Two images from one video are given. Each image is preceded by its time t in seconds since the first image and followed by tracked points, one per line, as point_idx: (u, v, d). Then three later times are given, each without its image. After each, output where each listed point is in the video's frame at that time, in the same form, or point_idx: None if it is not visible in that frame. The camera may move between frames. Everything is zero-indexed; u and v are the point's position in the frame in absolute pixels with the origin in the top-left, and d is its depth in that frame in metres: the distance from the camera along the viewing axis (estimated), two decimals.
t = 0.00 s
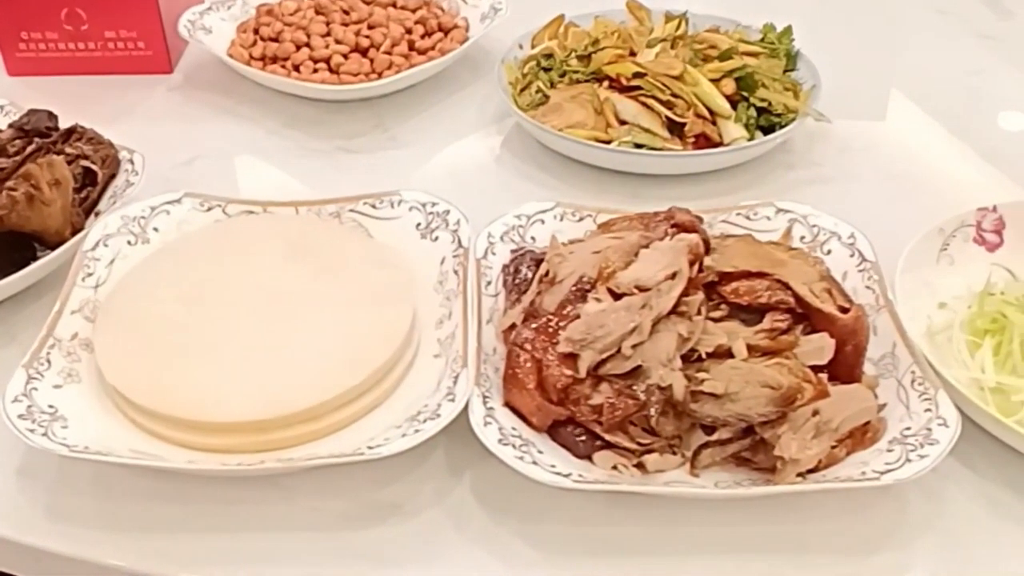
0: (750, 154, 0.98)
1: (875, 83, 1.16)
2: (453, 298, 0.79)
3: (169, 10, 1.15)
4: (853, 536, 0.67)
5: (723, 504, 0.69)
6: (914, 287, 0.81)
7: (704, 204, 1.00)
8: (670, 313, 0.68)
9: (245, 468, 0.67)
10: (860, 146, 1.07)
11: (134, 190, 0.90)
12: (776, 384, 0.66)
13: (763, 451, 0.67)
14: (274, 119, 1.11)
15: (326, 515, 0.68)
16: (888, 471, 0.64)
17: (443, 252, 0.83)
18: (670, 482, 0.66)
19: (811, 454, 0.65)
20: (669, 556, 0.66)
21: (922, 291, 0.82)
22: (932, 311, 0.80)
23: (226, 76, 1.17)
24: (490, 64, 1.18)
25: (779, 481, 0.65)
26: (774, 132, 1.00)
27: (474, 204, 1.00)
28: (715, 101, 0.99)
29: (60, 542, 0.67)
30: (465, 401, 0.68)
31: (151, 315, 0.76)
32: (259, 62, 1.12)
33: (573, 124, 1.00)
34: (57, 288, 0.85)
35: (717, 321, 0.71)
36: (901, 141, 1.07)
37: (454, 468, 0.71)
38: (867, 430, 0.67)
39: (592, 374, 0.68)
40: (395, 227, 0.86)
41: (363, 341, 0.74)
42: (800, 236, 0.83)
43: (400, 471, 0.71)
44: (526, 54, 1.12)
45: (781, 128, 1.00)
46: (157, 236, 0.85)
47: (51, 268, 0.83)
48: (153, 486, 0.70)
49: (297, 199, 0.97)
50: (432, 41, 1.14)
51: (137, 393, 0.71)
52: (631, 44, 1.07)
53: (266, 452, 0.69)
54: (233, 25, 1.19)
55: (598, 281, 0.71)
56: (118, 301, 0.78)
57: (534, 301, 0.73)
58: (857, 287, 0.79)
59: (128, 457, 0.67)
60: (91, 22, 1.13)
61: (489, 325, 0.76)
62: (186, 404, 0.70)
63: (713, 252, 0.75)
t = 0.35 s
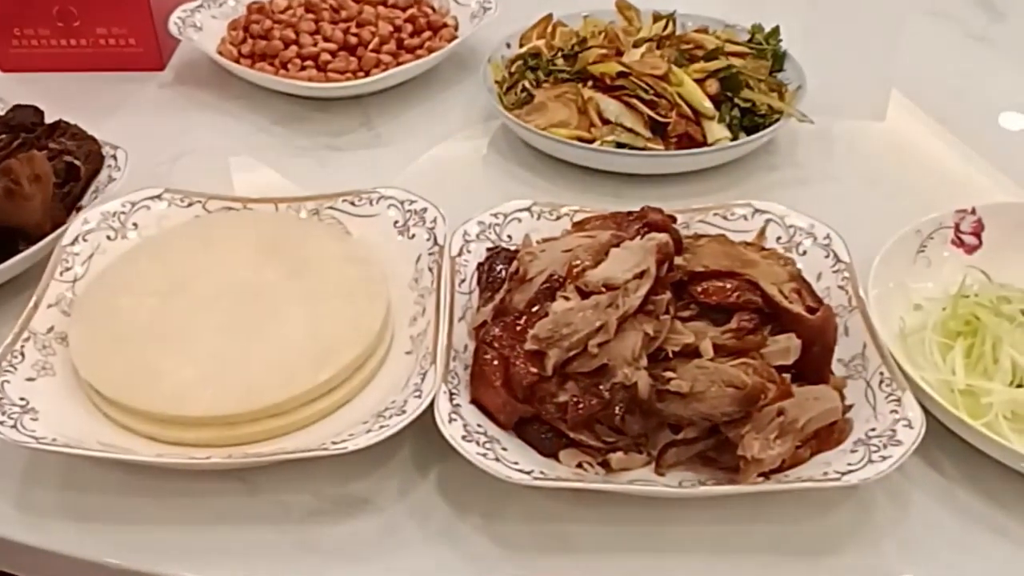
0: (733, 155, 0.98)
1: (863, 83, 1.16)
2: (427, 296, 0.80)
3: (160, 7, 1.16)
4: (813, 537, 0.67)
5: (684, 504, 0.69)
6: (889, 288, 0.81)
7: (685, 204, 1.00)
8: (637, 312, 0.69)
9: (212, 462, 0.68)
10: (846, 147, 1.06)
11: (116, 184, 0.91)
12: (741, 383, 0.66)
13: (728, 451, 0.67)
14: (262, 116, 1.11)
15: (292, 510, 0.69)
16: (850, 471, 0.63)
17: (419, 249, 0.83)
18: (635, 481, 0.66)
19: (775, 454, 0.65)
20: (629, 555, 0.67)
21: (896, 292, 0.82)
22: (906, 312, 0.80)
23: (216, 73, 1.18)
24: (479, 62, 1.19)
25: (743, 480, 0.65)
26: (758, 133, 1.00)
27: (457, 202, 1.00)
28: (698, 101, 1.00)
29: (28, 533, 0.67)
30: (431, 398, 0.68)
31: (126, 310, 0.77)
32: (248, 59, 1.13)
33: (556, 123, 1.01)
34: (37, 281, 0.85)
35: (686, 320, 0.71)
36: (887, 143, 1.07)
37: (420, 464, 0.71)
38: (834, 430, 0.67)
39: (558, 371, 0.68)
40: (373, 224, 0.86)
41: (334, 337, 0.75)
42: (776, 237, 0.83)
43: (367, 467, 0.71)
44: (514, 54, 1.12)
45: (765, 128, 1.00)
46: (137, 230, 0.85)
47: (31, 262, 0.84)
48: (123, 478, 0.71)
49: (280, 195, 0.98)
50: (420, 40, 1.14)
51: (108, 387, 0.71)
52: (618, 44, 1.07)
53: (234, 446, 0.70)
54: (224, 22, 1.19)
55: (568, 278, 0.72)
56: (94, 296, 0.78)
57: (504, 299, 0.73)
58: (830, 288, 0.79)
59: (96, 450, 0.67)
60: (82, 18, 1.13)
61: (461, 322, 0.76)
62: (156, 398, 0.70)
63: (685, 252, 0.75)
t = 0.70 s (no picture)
0: (717, 155, 0.98)
1: (853, 84, 1.16)
2: (403, 293, 0.80)
3: (152, 4, 1.17)
4: (780, 536, 0.68)
5: (651, 502, 0.70)
6: (866, 288, 0.81)
7: (668, 204, 1.00)
8: (608, 312, 0.69)
9: (184, 457, 0.69)
10: (832, 147, 1.07)
11: (100, 181, 0.92)
12: (709, 383, 0.66)
13: (696, 450, 0.67)
14: (251, 113, 1.12)
15: (262, 504, 0.69)
16: (815, 471, 0.63)
17: (398, 248, 0.84)
18: (602, 479, 0.67)
19: (741, 454, 0.65)
20: (597, 554, 0.67)
21: (873, 294, 0.82)
22: (883, 314, 0.80)
23: (207, 71, 1.19)
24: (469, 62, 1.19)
25: (709, 480, 0.65)
26: (742, 133, 1.00)
27: (441, 200, 1.00)
28: (683, 101, 1.00)
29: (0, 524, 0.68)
30: (400, 394, 0.68)
31: (103, 304, 0.78)
32: (238, 57, 1.13)
33: (541, 123, 1.01)
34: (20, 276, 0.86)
35: (658, 320, 0.71)
36: (873, 145, 1.07)
37: (391, 461, 0.72)
38: (802, 430, 0.67)
39: (528, 370, 0.69)
40: (353, 222, 0.87)
41: (308, 334, 0.75)
42: (754, 237, 0.83)
43: (339, 462, 0.72)
44: (502, 53, 1.12)
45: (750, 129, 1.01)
46: (119, 226, 0.86)
47: (13, 256, 0.85)
48: (96, 472, 0.71)
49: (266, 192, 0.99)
50: (410, 39, 1.15)
51: (83, 381, 0.72)
52: (605, 44, 1.08)
53: (207, 441, 0.71)
54: (216, 20, 1.20)
55: (540, 277, 0.72)
56: (73, 290, 0.79)
57: (477, 297, 0.73)
58: (806, 288, 0.79)
59: (68, 444, 0.68)
60: (74, 15, 1.14)
61: (436, 320, 0.77)
62: (129, 393, 0.71)
63: (660, 251, 0.75)
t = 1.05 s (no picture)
0: (700, 155, 0.98)
1: (842, 85, 1.15)
2: (378, 290, 0.80)
3: (144, 1, 1.17)
4: (745, 535, 0.67)
5: (618, 500, 0.70)
6: (841, 288, 0.81)
7: (651, 203, 1.00)
8: (575, 310, 0.69)
9: (155, 450, 0.69)
10: (819, 148, 1.06)
11: (83, 176, 0.92)
12: (674, 382, 0.66)
13: (662, 449, 0.67)
14: (239, 110, 1.12)
15: (231, 497, 0.69)
16: (777, 471, 0.64)
17: (375, 245, 0.84)
18: (567, 476, 0.67)
19: (704, 452, 0.65)
20: (561, 550, 0.67)
21: (849, 294, 0.81)
22: (859, 315, 0.79)
23: (198, 67, 1.19)
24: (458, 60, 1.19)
25: (672, 478, 0.65)
26: (725, 134, 1.00)
27: (425, 197, 1.01)
28: (666, 101, 1.00)
29: None
30: (368, 390, 0.69)
31: (81, 298, 0.78)
32: (227, 54, 1.14)
33: (525, 122, 1.01)
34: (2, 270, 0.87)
35: (628, 318, 0.72)
36: (860, 146, 1.06)
37: (360, 455, 0.72)
38: (767, 429, 0.67)
39: (496, 367, 0.69)
40: (332, 218, 0.87)
41: (282, 329, 0.76)
42: (731, 237, 0.83)
43: (308, 456, 0.72)
44: (490, 52, 1.13)
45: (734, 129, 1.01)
46: (100, 221, 0.87)
47: None
48: (68, 464, 0.72)
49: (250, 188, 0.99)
50: (399, 37, 1.15)
51: (57, 375, 0.73)
52: (592, 44, 1.08)
53: (179, 435, 0.71)
54: (208, 18, 1.21)
55: (510, 275, 0.72)
56: (51, 284, 0.80)
57: (448, 295, 0.74)
58: (780, 288, 0.79)
59: (40, 437, 0.68)
60: (65, 12, 1.15)
61: (409, 316, 0.77)
62: (103, 386, 0.72)
63: (632, 251, 0.75)
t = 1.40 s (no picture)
0: (685, 155, 0.98)
1: (834, 83, 1.15)
2: (356, 287, 0.81)
3: None
4: (714, 536, 0.67)
5: (587, 499, 0.70)
6: (819, 289, 0.81)
7: (636, 203, 1.00)
8: (545, 308, 0.70)
9: (127, 444, 0.69)
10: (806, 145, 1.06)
11: (68, 171, 0.93)
12: (641, 381, 0.66)
13: (630, 448, 0.67)
14: (229, 108, 1.13)
15: (202, 492, 0.70)
16: (741, 471, 0.64)
17: (354, 242, 0.84)
18: (535, 474, 0.67)
19: (670, 451, 0.65)
20: (528, 548, 0.67)
21: (827, 295, 0.81)
22: (836, 316, 0.79)
23: (190, 65, 1.20)
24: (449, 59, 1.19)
25: (638, 477, 0.66)
26: (710, 134, 1.00)
27: (410, 195, 1.01)
28: (651, 101, 1.00)
29: None
30: (338, 386, 0.69)
31: (59, 292, 0.79)
32: (218, 52, 1.14)
33: (510, 121, 1.01)
34: None
35: (600, 317, 0.72)
36: (850, 145, 1.06)
37: (331, 452, 0.72)
38: (735, 429, 0.67)
39: (466, 364, 0.69)
40: (313, 216, 0.87)
41: (257, 325, 0.76)
42: (710, 237, 0.83)
43: (280, 452, 0.72)
44: (479, 51, 1.13)
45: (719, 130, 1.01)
46: (83, 217, 0.87)
47: None
48: (43, 458, 0.72)
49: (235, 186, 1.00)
50: (389, 36, 1.16)
51: (33, 369, 0.73)
52: (580, 44, 1.08)
53: (152, 429, 0.71)
54: (200, 16, 1.21)
55: (482, 273, 0.72)
56: (31, 278, 0.80)
57: (421, 292, 0.74)
58: (756, 289, 0.79)
59: (12, 430, 0.69)
60: (59, 9, 1.15)
61: (385, 313, 0.77)
62: (77, 380, 0.72)
63: (607, 249, 0.75)
